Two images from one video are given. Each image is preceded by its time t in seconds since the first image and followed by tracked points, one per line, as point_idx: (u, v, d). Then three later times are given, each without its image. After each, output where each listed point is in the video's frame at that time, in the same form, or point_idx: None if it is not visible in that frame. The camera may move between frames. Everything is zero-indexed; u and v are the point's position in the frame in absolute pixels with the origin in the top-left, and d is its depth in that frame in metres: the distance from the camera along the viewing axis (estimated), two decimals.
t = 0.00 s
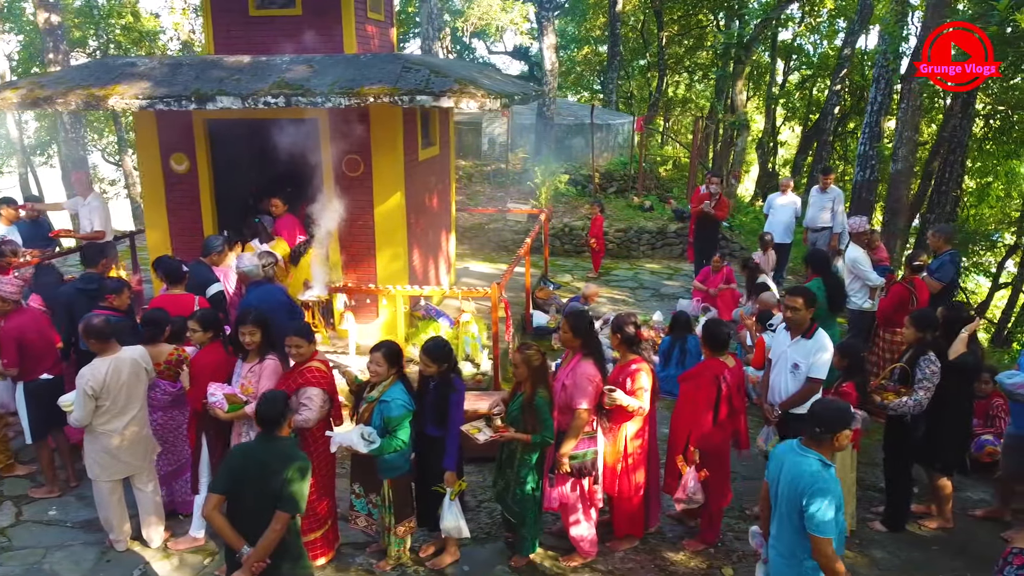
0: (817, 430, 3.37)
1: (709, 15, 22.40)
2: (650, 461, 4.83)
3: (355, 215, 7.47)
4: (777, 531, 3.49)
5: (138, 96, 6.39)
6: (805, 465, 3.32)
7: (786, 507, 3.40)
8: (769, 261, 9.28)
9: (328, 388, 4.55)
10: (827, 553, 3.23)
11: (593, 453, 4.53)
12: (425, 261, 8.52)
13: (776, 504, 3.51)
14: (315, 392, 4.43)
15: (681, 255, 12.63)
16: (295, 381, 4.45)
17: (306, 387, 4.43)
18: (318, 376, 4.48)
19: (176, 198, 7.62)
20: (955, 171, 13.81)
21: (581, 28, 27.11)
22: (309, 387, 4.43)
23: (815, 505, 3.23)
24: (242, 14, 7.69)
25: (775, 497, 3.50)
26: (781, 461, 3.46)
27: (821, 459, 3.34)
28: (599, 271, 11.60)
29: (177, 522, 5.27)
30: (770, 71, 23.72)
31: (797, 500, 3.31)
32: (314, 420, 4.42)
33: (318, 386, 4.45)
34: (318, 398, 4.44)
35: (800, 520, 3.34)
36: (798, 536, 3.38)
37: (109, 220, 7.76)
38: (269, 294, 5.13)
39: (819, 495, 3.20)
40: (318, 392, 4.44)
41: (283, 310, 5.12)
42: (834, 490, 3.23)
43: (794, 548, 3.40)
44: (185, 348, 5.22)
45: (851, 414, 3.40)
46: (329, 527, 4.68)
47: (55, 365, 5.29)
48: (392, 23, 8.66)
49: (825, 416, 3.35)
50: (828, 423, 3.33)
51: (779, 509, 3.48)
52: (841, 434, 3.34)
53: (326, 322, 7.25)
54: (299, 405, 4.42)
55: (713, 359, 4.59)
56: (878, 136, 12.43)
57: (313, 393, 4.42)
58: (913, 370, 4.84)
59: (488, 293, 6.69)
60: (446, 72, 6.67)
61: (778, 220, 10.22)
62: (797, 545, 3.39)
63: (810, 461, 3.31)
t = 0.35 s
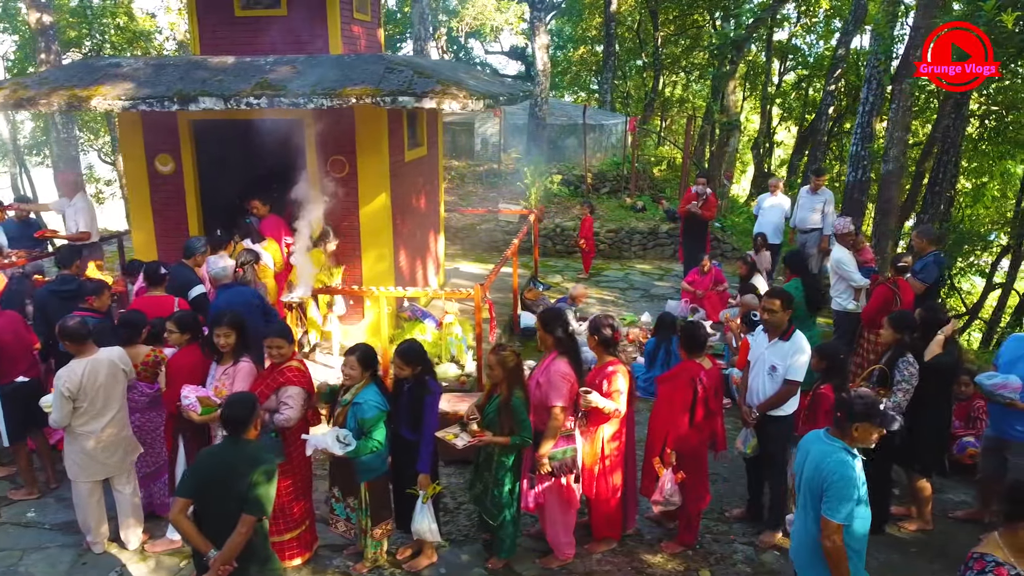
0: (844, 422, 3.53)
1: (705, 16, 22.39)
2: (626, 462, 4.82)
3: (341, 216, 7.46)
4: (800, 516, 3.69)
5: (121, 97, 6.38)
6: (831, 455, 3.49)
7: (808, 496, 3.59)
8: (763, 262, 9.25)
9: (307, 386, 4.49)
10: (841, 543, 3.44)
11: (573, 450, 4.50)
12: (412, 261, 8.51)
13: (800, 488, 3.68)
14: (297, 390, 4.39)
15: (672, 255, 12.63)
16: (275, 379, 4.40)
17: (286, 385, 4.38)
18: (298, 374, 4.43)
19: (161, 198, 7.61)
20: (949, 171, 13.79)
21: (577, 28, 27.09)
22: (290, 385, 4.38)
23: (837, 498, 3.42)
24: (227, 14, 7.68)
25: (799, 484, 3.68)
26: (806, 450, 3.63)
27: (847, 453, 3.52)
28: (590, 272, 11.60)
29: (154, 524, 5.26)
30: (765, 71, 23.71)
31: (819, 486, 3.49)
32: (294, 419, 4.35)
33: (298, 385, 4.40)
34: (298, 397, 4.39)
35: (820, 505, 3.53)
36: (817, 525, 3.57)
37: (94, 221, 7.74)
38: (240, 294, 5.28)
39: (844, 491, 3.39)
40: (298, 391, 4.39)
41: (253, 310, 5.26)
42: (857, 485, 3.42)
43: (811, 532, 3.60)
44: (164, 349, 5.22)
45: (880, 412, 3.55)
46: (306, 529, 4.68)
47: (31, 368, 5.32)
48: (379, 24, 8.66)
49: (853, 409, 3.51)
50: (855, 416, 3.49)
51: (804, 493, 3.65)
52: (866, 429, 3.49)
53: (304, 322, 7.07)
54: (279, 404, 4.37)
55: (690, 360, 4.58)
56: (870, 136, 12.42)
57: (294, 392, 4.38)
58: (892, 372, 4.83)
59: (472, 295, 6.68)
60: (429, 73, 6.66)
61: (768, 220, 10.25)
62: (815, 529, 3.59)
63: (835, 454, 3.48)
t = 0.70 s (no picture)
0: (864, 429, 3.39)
1: (701, 16, 22.38)
2: (604, 464, 4.82)
3: (327, 216, 7.45)
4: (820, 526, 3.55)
5: (103, 97, 6.37)
6: (846, 462, 3.36)
7: (824, 503, 3.45)
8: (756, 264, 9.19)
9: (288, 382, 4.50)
10: (847, 550, 3.27)
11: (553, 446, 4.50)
12: (399, 262, 8.51)
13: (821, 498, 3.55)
14: (278, 388, 4.39)
15: (663, 256, 12.63)
16: (261, 378, 4.38)
17: (268, 385, 4.37)
18: (281, 372, 4.45)
19: (146, 199, 7.60)
20: (942, 172, 13.77)
21: (573, 28, 27.10)
22: (273, 385, 4.38)
23: (842, 501, 3.27)
24: (212, 14, 7.67)
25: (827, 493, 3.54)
26: (827, 458, 3.50)
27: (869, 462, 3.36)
28: (579, 272, 11.60)
29: (133, 526, 5.25)
30: (760, 72, 23.71)
31: (832, 492, 3.36)
32: (274, 417, 4.37)
33: (278, 383, 4.39)
34: (280, 397, 4.40)
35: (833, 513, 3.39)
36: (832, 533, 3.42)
37: (79, 221, 7.74)
38: (216, 295, 5.38)
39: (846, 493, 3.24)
40: (280, 390, 4.40)
41: (230, 311, 5.38)
42: (867, 493, 3.24)
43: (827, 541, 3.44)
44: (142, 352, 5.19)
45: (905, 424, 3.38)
46: (282, 531, 4.69)
47: (9, 370, 5.30)
48: (366, 24, 8.65)
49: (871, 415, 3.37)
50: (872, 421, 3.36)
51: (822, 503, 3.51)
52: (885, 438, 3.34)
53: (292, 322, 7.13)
54: (262, 403, 4.37)
55: (666, 363, 4.59)
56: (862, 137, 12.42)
57: (276, 391, 4.38)
58: (870, 374, 4.81)
59: (455, 296, 6.69)
60: (412, 73, 6.66)
61: (756, 221, 10.26)
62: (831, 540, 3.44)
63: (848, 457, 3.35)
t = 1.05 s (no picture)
0: (886, 436, 3.38)
1: (695, 16, 22.38)
2: (581, 464, 4.82)
3: (311, 217, 7.44)
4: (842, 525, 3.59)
5: (85, 97, 6.37)
6: (862, 466, 3.37)
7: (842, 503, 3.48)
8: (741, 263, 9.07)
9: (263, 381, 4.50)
10: (853, 553, 3.31)
11: (525, 453, 4.49)
12: (386, 263, 8.51)
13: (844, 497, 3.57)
14: (254, 387, 4.37)
15: (654, 256, 12.64)
16: (237, 377, 4.37)
17: (244, 383, 4.36)
18: (256, 371, 4.45)
19: (131, 199, 7.60)
20: (936, 172, 13.76)
21: (568, 28, 27.12)
22: (247, 384, 4.37)
23: (853, 504, 3.30)
24: (197, 15, 7.68)
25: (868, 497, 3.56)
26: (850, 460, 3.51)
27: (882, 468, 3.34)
28: (569, 272, 11.61)
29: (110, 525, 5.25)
30: (755, 72, 23.71)
31: (847, 494, 3.39)
32: (250, 416, 4.33)
33: (251, 381, 4.39)
34: (257, 396, 4.38)
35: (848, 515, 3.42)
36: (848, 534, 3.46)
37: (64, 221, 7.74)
38: (200, 294, 5.35)
39: (855, 496, 3.27)
40: (256, 390, 4.39)
41: (213, 310, 5.36)
42: (877, 498, 3.26)
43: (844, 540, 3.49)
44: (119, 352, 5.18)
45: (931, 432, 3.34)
46: (258, 531, 4.68)
47: None
48: (352, 24, 8.65)
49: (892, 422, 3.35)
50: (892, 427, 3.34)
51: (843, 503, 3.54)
52: (906, 446, 3.32)
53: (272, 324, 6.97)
54: (238, 403, 4.34)
55: (640, 363, 4.59)
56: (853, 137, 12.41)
57: (251, 389, 4.35)
58: (846, 374, 4.81)
59: (437, 296, 6.66)
60: (395, 73, 6.67)
61: (745, 222, 10.26)
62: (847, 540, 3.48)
63: (859, 461, 3.37)
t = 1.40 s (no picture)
0: (887, 434, 3.43)
1: (690, 16, 22.35)
2: (556, 464, 4.81)
3: (295, 217, 7.43)
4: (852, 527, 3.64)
5: (66, 97, 6.36)
6: (858, 461, 3.45)
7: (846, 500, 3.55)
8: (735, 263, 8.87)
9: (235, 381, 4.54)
10: (836, 544, 3.36)
11: (493, 455, 4.52)
12: (372, 263, 8.50)
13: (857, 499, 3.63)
14: (225, 386, 4.42)
15: (645, 256, 12.63)
16: (207, 376, 4.43)
17: (216, 382, 4.42)
18: (228, 370, 4.50)
19: (115, 198, 7.59)
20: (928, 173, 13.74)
21: (564, 28, 27.10)
22: (219, 382, 4.42)
23: (841, 495, 3.39)
24: (182, 14, 7.68)
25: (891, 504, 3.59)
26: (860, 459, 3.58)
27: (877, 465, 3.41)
28: (559, 273, 11.60)
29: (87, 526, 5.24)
30: (750, 72, 23.68)
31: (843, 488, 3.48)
32: (221, 415, 4.38)
33: (223, 380, 4.44)
34: (229, 394, 4.43)
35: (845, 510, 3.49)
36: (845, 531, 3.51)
37: (48, 221, 7.74)
38: (181, 291, 5.32)
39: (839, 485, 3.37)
40: (228, 388, 4.44)
41: (196, 308, 5.34)
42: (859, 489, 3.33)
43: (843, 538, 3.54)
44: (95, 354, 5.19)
45: (936, 436, 3.34)
46: (233, 528, 4.71)
47: None
48: (339, 24, 8.64)
49: (893, 420, 3.40)
50: (892, 425, 3.40)
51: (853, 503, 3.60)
52: (902, 444, 3.36)
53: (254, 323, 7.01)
54: (208, 401, 4.39)
55: (616, 364, 4.58)
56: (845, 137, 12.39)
57: (223, 388, 4.40)
58: (821, 375, 4.81)
59: (419, 297, 6.63)
60: (377, 73, 6.66)
61: (733, 222, 10.26)
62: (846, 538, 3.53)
63: (856, 456, 3.46)
